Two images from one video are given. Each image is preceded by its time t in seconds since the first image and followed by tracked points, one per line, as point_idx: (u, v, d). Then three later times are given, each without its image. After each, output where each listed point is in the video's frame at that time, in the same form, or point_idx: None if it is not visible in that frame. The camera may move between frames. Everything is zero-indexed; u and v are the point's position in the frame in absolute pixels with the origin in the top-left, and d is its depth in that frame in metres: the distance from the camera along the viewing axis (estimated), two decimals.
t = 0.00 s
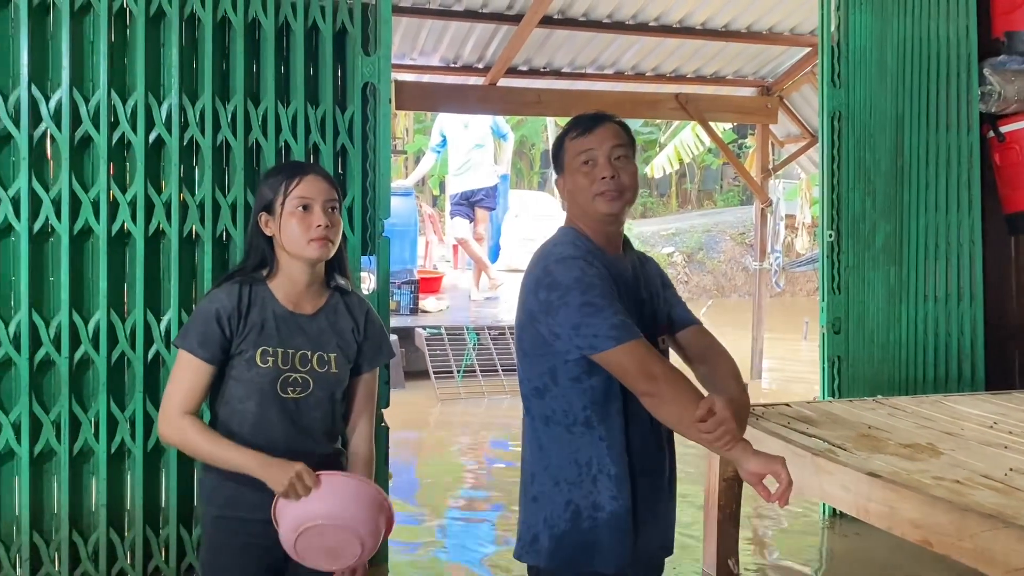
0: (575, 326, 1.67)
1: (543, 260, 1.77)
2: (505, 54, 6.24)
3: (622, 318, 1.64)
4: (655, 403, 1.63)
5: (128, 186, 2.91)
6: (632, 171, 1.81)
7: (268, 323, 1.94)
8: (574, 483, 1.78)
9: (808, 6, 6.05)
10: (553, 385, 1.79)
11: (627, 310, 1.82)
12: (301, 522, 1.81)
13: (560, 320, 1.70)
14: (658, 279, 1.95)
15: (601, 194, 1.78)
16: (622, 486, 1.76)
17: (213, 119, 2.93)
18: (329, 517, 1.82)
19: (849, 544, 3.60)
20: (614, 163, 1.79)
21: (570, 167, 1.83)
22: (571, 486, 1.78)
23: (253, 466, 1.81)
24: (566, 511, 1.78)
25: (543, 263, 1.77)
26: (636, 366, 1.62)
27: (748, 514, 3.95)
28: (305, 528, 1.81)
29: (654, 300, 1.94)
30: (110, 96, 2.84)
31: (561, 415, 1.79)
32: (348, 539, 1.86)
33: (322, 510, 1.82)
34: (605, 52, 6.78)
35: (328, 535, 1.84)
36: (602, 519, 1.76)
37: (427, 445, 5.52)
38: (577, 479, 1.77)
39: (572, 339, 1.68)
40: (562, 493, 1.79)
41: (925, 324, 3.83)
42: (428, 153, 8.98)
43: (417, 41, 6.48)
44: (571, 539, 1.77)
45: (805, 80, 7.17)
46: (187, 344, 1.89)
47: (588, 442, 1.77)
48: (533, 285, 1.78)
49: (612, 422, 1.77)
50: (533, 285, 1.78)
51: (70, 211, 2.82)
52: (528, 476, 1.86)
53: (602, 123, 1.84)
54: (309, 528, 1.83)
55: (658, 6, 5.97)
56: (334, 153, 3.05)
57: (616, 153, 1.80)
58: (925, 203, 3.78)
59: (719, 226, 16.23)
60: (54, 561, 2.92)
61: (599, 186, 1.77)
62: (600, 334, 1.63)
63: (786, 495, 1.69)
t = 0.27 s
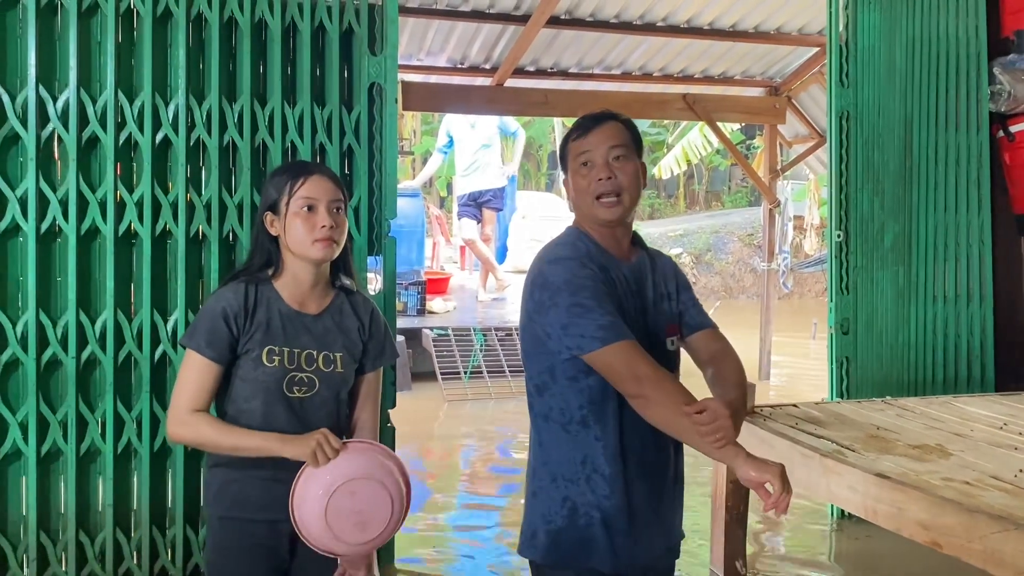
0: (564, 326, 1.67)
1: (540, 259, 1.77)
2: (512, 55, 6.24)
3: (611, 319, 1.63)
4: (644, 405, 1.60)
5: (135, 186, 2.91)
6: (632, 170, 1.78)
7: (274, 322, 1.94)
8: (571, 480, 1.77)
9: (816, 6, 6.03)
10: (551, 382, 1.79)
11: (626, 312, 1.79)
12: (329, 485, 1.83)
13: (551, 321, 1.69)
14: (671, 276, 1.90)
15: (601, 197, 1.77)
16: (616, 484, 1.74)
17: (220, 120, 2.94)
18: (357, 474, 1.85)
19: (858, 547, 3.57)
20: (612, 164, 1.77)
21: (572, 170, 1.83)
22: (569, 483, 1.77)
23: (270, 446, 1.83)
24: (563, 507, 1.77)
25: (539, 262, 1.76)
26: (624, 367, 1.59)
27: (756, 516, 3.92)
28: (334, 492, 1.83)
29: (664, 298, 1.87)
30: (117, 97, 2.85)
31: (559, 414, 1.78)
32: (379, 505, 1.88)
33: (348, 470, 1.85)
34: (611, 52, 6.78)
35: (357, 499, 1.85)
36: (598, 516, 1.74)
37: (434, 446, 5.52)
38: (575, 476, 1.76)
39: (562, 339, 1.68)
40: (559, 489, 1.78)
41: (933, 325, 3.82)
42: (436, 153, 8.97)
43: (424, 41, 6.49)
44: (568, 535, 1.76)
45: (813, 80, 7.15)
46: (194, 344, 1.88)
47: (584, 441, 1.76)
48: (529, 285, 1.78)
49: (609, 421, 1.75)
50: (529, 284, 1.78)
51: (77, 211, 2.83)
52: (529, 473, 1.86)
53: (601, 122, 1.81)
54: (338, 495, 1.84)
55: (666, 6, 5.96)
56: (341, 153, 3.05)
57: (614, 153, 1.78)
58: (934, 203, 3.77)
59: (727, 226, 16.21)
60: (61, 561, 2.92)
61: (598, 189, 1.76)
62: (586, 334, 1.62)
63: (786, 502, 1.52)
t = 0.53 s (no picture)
0: (548, 328, 1.68)
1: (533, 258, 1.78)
2: (516, 57, 6.25)
3: (595, 319, 1.63)
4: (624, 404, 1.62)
5: (138, 187, 2.92)
6: (629, 171, 1.77)
7: (273, 320, 1.94)
8: (563, 478, 1.77)
9: (821, 7, 6.02)
10: (544, 382, 1.79)
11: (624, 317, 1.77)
12: (338, 452, 1.86)
13: (537, 322, 1.70)
14: (678, 280, 1.89)
15: (600, 197, 1.77)
16: (605, 484, 1.74)
17: (223, 122, 2.95)
18: (362, 441, 1.90)
19: (862, 550, 3.55)
20: (609, 165, 1.77)
21: (571, 172, 1.84)
22: (560, 481, 1.77)
23: (269, 436, 1.85)
24: (554, 505, 1.77)
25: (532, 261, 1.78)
26: (604, 368, 1.60)
27: (760, 518, 3.90)
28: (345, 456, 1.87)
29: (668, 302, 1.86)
30: (121, 98, 2.86)
31: (550, 413, 1.79)
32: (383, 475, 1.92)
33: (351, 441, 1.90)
34: (616, 54, 6.78)
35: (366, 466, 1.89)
36: (588, 515, 1.74)
37: (437, 448, 5.51)
38: (568, 475, 1.76)
39: (547, 340, 1.68)
40: (550, 488, 1.78)
41: (937, 326, 3.81)
42: (440, 154, 8.97)
43: (428, 43, 6.49)
44: (558, 534, 1.76)
45: (818, 81, 7.14)
46: (193, 342, 1.88)
47: (574, 441, 1.76)
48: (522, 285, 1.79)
49: (599, 422, 1.75)
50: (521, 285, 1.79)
51: (82, 213, 2.84)
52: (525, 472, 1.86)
53: (599, 124, 1.81)
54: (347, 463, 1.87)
55: (670, 8, 5.95)
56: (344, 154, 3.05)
57: (611, 155, 1.78)
58: (939, 205, 3.75)
59: (732, 228, 16.19)
60: (65, 562, 2.93)
61: (595, 191, 1.77)
62: (569, 334, 1.63)
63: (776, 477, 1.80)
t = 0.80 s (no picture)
0: (539, 327, 1.68)
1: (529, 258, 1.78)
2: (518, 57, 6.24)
3: (583, 319, 1.63)
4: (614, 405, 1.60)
5: (138, 188, 2.92)
6: (626, 172, 1.77)
7: (266, 320, 1.94)
8: (559, 479, 1.76)
9: (823, 8, 6.01)
10: (541, 382, 1.80)
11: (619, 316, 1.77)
12: (336, 445, 1.87)
13: (530, 323, 1.70)
14: (677, 280, 1.88)
15: (596, 198, 1.77)
16: (599, 484, 1.74)
17: (223, 123, 2.95)
18: (357, 433, 1.91)
19: (863, 553, 3.54)
20: (606, 166, 1.77)
21: (570, 173, 1.84)
22: (556, 481, 1.76)
23: (261, 436, 1.85)
24: (550, 506, 1.76)
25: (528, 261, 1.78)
26: (588, 367, 1.60)
27: (761, 521, 3.89)
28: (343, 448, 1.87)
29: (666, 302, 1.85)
30: (121, 99, 2.86)
31: (546, 414, 1.79)
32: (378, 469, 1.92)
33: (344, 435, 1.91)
34: (617, 55, 6.77)
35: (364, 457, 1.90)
36: (583, 516, 1.74)
37: (439, 449, 5.51)
38: (563, 475, 1.76)
39: (538, 340, 1.69)
40: (546, 488, 1.78)
41: (939, 328, 3.80)
42: (442, 154, 8.97)
43: (429, 44, 6.50)
44: (553, 534, 1.75)
45: (821, 82, 7.13)
46: (186, 344, 1.88)
47: (569, 441, 1.76)
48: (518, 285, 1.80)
49: (594, 423, 1.75)
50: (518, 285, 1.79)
51: (81, 213, 2.84)
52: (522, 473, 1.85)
53: (597, 125, 1.81)
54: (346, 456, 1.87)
55: (672, 9, 5.94)
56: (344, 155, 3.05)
57: (608, 156, 1.78)
58: (941, 206, 3.74)
59: (735, 229, 16.17)
60: (65, 562, 2.93)
61: (592, 191, 1.77)
62: (557, 333, 1.64)
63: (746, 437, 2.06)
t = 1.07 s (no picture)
0: (534, 330, 1.67)
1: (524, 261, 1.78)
2: (517, 58, 6.24)
3: (576, 323, 1.62)
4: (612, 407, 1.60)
5: (135, 188, 2.92)
6: (624, 169, 1.78)
7: (258, 321, 1.94)
8: (556, 481, 1.75)
9: (823, 9, 6.00)
10: (538, 385, 1.79)
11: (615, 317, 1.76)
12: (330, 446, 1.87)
13: (525, 325, 1.70)
14: (671, 280, 1.88)
15: (595, 194, 1.77)
16: (596, 486, 1.73)
17: (220, 123, 2.94)
18: (350, 434, 1.90)
19: (862, 556, 3.53)
20: (605, 162, 1.78)
21: (566, 170, 1.83)
22: (553, 484, 1.76)
23: (249, 438, 1.85)
24: (547, 508, 1.75)
25: (522, 264, 1.78)
26: (581, 371, 1.59)
27: (759, 523, 3.88)
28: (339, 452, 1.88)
29: (661, 302, 1.84)
30: (118, 100, 2.86)
31: (542, 417, 1.79)
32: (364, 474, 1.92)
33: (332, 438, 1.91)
34: (617, 55, 6.77)
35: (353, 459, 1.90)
36: (580, 518, 1.72)
37: (437, 449, 5.50)
38: (560, 477, 1.75)
39: (533, 343, 1.68)
40: (543, 490, 1.77)
41: (938, 330, 3.79)
42: (442, 154, 8.97)
43: (429, 44, 6.49)
44: (550, 537, 1.74)
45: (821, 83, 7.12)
46: (178, 347, 1.88)
47: (566, 444, 1.75)
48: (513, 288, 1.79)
49: (590, 426, 1.74)
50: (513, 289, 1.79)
51: (78, 214, 2.84)
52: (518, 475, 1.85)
53: (594, 124, 1.82)
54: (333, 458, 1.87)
55: (672, 9, 5.93)
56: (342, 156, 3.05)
57: (606, 152, 1.79)
58: (940, 208, 3.73)
59: (735, 229, 16.17)
60: (61, 563, 2.93)
61: (591, 187, 1.77)
62: (550, 337, 1.63)
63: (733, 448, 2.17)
